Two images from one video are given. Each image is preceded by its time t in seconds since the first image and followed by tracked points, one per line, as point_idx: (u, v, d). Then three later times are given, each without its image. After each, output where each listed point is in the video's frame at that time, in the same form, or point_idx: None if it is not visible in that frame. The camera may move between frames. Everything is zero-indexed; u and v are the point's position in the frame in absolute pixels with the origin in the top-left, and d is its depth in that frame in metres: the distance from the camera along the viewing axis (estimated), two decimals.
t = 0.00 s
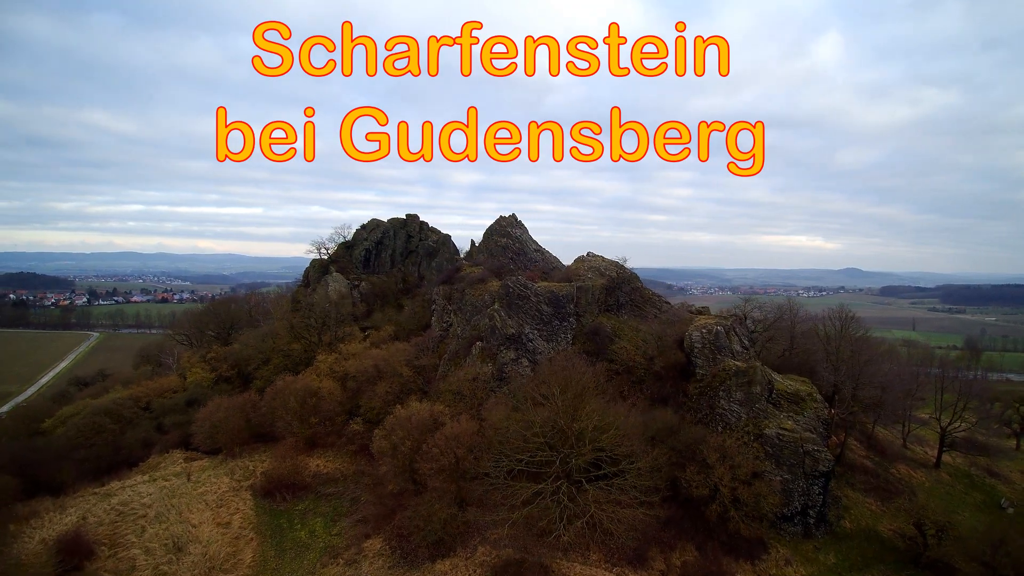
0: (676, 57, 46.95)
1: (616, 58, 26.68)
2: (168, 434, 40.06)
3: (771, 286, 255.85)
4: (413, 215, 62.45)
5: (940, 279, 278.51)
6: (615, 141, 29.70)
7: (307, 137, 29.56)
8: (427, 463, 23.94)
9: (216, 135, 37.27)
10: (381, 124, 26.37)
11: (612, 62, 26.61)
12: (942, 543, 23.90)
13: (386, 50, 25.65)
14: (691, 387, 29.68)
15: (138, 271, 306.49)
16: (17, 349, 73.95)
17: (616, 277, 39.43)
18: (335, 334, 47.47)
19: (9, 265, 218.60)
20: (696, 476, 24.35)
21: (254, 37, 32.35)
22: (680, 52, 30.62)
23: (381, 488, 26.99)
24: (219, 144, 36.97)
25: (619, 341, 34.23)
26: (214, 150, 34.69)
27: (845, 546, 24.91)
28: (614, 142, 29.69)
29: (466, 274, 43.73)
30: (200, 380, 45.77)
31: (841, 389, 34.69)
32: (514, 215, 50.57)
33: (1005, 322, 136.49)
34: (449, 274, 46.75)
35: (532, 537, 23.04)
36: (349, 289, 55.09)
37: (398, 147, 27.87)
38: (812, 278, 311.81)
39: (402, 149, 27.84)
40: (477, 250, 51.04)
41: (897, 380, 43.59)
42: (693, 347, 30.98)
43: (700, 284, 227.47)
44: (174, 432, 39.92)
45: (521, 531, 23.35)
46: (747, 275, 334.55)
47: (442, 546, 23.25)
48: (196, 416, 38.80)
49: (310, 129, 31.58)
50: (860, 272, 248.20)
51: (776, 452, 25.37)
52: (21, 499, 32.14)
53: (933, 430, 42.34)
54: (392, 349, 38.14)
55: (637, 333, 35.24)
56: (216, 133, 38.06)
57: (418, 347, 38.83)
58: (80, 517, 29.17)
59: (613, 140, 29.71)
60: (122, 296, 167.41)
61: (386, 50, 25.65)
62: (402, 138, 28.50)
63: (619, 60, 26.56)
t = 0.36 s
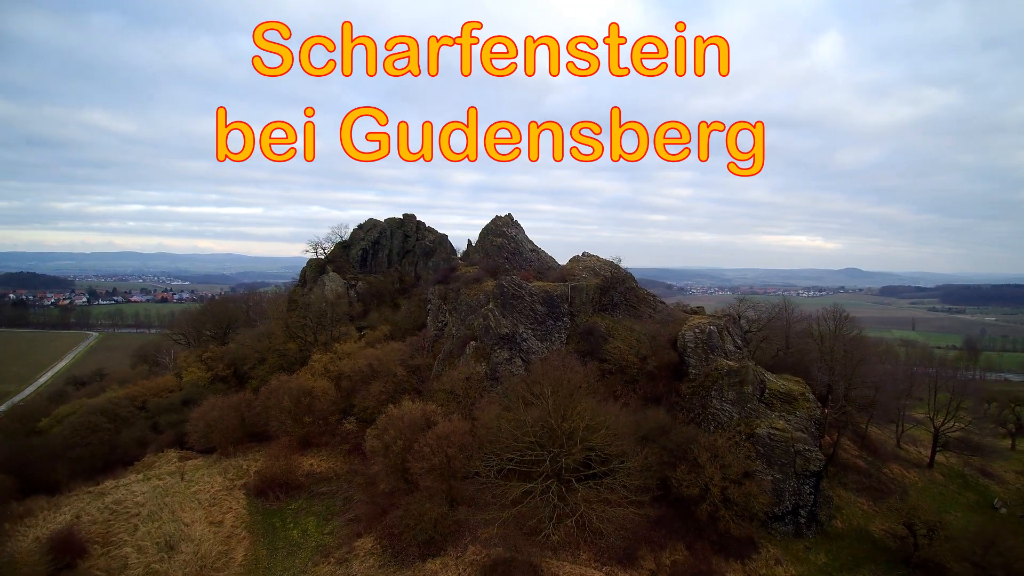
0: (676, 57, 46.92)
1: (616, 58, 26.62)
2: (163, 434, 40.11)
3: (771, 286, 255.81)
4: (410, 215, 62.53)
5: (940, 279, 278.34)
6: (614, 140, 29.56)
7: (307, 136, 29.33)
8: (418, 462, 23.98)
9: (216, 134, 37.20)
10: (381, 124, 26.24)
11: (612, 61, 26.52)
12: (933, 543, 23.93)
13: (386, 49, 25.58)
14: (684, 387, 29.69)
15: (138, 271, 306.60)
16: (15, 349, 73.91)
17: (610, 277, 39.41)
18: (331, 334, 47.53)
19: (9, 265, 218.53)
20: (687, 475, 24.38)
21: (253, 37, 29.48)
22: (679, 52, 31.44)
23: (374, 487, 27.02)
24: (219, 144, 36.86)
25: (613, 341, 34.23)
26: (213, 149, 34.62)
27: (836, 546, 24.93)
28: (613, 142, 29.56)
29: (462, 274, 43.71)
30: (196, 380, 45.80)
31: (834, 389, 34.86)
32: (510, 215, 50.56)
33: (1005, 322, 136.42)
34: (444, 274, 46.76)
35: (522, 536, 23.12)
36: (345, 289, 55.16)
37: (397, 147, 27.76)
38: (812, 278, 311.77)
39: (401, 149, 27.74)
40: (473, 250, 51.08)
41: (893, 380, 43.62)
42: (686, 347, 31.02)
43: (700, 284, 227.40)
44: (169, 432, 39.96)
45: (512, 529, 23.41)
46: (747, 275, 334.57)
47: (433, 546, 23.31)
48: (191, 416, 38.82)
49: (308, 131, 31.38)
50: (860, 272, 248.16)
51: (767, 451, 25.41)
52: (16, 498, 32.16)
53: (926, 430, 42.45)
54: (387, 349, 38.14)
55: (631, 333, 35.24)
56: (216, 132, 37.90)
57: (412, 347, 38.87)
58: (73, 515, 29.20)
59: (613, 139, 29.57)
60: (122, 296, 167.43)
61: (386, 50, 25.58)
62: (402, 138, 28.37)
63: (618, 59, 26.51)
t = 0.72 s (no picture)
0: (675, 58, 47.10)
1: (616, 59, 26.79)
2: (162, 432, 40.39)
3: (771, 286, 255.91)
4: (408, 215, 62.86)
5: (940, 279, 278.47)
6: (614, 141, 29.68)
7: (308, 137, 29.81)
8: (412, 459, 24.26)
9: (216, 135, 37.30)
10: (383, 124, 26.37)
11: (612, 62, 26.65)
12: (922, 540, 24.31)
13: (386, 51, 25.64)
14: (677, 386, 29.92)
15: (138, 271, 306.74)
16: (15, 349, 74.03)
17: (606, 276, 39.61)
18: (329, 333, 47.79)
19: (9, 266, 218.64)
20: (678, 472, 24.60)
21: (255, 37, 29.96)
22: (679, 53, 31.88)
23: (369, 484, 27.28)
24: (219, 145, 36.95)
25: (608, 340, 34.44)
26: (215, 150, 34.78)
27: (827, 543, 25.18)
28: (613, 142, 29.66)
29: (458, 274, 43.92)
30: (195, 379, 46.10)
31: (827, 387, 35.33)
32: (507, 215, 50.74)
33: (1005, 322, 136.63)
34: (442, 273, 47.02)
35: (514, 532, 23.42)
36: (343, 289, 55.49)
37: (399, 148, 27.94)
38: (812, 277, 311.97)
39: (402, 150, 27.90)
40: (470, 250, 51.39)
41: (887, 379, 43.91)
42: (680, 346, 31.30)
43: (700, 284, 227.71)
44: (168, 431, 40.25)
45: (504, 525, 23.71)
46: (747, 275, 334.72)
47: (426, 542, 23.60)
48: (190, 414, 39.10)
49: (308, 132, 31.42)
50: (859, 272, 248.31)
51: (758, 449, 25.67)
52: (15, 496, 32.37)
53: (920, 428, 42.81)
54: (384, 348, 38.41)
55: (626, 331, 35.46)
56: (217, 133, 38.00)
57: (409, 347, 39.14)
58: (73, 512, 29.50)
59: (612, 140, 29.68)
60: (122, 296, 167.53)
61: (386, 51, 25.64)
62: (403, 139, 28.62)
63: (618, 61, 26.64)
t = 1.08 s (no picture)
0: (675, 58, 47.15)
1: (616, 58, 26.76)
2: (161, 430, 40.73)
3: (770, 286, 256.14)
4: (407, 215, 63.26)
5: (939, 279, 278.59)
6: (614, 142, 29.85)
7: (308, 137, 29.72)
8: (408, 456, 24.54)
9: (216, 134, 37.40)
10: (382, 124, 26.33)
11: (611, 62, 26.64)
12: (912, 536, 24.55)
13: (386, 50, 25.71)
14: (672, 383, 30.21)
15: (138, 270, 306.89)
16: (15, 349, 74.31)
17: (602, 275, 39.84)
18: (328, 332, 48.01)
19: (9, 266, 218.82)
20: (672, 469, 24.88)
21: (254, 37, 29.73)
22: (679, 51, 31.14)
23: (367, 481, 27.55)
24: (219, 145, 37.11)
25: (603, 338, 34.77)
26: (215, 150, 34.92)
27: (819, 539, 25.48)
28: (613, 142, 29.82)
29: (456, 273, 44.18)
30: (193, 378, 46.42)
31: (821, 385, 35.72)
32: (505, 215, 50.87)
33: (1003, 322, 136.76)
34: (440, 272, 47.27)
35: (509, 528, 23.61)
36: (342, 288, 55.85)
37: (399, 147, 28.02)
38: (811, 277, 312.25)
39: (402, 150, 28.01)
40: (468, 249, 51.64)
41: (882, 378, 44.16)
42: (675, 344, 31.56)
43: (699, 284, 227.83)
44: (167, 429, 40.58)
45: (499, 521, 24.03)
46: (747, 275, 335.03)
47: (423, 537, 23.99)
48: (189, 412, 39.42)
49: (308, 131, 31.52)
50: (859, 272, 248.55)
51: (751, 446, 25.96)
52: (16, 493, 32.66)
53: (913, 426, 43.17)
54: (382, 347, 38.67)
55: (621, 330, 35.77)
56: (217, 133, 38.09)
57: (407, 345, 39.44)
58: (73, 508, 29.82)
59: (612, 141, 29.85)
60: (122, 296, 167.67)
61: (386, 51, 25.71)
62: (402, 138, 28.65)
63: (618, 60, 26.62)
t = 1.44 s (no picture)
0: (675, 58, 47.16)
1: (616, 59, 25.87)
2: (161, 429, 40.93)
3: (769, 286, 256.44)
4: (405, 215, 63.47)
5: (937, 280, 278.94)
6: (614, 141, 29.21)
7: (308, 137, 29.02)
8: (406, 453, 24.68)
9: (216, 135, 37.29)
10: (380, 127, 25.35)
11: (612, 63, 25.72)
12: (906, 533, 24.75)
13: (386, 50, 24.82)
14: (668, 382, 30.37)
15: (138, 270, 306.76)
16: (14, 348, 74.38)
17: (599, 274, 39.95)
18: (328, 331, 48.04)
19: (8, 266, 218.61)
20: (667, 466, 25.04)
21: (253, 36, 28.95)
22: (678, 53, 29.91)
23: (365, 479, 27.72)
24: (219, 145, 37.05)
25: (600, 337, 34.96)
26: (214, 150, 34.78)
27: (813, 536, 25.65)
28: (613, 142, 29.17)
29: (454, 272, 44.33)
30: (192, 377, 46.61)
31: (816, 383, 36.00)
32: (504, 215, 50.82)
33: (1002, 322, 136.99)
34: (438, 272, 47.39)
35: (506, 525, 23.86)
36: (340, 287, 56.05)
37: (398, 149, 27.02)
38: (810, 278, 312.65)
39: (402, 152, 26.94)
40: (466, 249, 51.80)
41: (878, 377, 44.33)
42: (671, 343, 31.73)
43: (698, 284, 228.11)
44: (166, 427, 40.76)
45: (496, 518, 24.20)
46: (746, 275, 335.41)
47: (420, 534, 24.18)
48: (188, 411, 39.63)
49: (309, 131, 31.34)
50: (858, 272, 248.85)
51: (746, 444, 26.11)
52: (16, 491, 32.82)
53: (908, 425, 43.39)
54: (380, 346, 38.84)
55: (618, 329, 35.95)
56: (216, 133, 37.83)
57: (405, 344, 39.61)
58: (73, 506, 29.99)
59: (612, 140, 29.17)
60: (121, 296, 167.62)
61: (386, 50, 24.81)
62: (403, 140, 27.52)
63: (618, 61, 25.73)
